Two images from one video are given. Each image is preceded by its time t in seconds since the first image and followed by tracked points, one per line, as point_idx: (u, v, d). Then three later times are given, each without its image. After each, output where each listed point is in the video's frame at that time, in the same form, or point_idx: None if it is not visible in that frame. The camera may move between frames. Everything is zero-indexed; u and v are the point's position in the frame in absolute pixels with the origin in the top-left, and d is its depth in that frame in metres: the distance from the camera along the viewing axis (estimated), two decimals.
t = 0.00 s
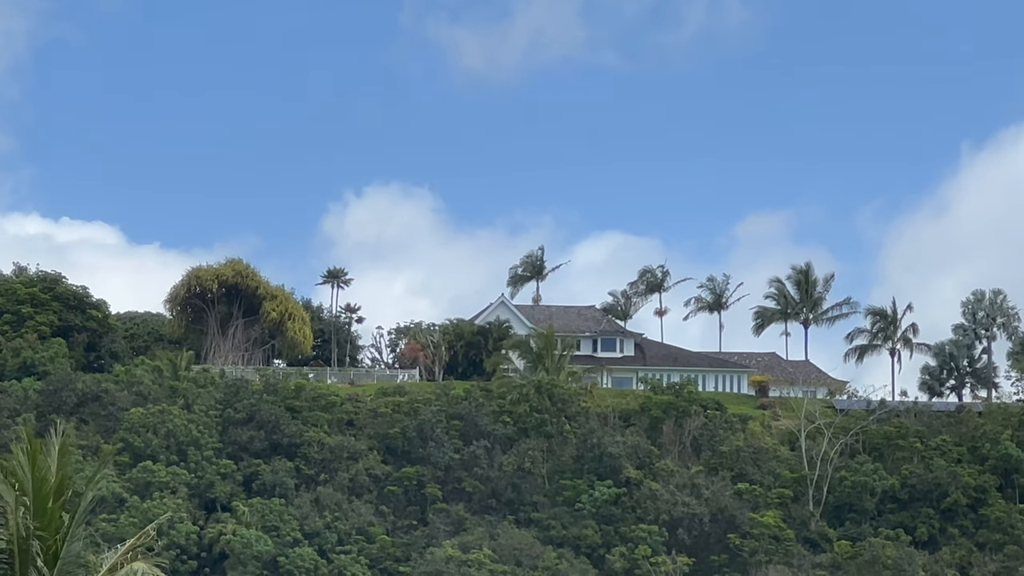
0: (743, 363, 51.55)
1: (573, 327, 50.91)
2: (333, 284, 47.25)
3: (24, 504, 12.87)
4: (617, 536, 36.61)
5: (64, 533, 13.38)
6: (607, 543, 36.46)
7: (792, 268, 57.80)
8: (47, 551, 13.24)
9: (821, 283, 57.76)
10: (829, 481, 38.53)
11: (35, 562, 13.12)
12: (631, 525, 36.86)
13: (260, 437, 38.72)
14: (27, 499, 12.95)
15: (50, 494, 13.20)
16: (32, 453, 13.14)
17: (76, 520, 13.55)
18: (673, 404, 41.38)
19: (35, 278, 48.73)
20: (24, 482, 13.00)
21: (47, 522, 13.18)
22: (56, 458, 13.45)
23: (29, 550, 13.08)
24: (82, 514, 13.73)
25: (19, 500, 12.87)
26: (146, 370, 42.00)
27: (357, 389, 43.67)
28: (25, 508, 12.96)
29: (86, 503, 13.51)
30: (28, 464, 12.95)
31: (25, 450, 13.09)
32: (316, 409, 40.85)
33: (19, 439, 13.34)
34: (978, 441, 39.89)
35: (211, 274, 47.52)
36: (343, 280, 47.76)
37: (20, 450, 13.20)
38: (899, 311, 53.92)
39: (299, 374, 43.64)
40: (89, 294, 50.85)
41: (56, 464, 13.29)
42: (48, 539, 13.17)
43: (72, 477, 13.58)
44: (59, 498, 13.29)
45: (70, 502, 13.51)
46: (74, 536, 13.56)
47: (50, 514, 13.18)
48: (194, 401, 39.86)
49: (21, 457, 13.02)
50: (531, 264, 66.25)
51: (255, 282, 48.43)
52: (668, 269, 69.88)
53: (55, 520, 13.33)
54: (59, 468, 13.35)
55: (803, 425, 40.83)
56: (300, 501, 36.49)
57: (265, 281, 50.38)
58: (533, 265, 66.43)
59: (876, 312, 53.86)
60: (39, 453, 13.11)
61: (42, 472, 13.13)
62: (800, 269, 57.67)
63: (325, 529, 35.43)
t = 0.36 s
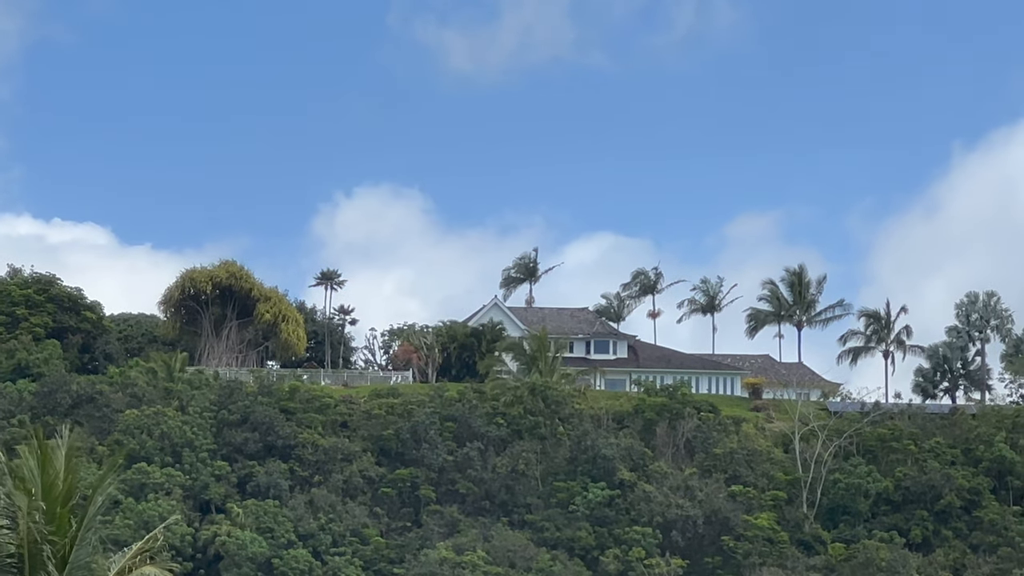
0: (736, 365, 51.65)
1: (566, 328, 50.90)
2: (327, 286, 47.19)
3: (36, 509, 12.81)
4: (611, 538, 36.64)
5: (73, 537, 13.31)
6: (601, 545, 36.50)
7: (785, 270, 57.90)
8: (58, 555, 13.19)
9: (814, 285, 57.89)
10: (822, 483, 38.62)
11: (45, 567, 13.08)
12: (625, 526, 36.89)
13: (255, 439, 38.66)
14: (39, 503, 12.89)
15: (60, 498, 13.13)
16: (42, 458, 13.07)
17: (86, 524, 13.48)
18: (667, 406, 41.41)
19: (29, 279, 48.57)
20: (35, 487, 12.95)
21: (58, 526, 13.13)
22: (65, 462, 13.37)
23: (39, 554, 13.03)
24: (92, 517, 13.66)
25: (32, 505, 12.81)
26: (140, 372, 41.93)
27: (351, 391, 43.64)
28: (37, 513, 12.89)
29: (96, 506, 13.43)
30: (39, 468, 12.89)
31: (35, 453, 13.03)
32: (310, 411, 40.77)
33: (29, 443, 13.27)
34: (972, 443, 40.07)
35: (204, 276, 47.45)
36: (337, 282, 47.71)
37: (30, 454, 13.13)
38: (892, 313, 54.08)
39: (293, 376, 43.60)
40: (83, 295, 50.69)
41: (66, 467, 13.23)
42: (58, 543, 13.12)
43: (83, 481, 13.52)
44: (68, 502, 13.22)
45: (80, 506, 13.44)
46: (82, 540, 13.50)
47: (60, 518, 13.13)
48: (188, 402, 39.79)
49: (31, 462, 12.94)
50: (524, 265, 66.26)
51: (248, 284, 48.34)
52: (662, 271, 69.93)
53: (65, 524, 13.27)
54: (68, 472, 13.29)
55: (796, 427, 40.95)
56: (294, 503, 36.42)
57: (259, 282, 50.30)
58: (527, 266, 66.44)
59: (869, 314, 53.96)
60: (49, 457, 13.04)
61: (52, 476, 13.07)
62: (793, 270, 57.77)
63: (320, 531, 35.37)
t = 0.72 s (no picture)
0: (725, 364, 51.78)
1: (555, 328, 50.85)
2: (317, 285, 47.12)
3: (40, 511, 12.73)
4: (601, 536, 36.68)
5: (77, 538, 13.23)
6: (590, 544, 36.53)
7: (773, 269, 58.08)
8: (63, 556, 13.12)
9: (803, 284, 58.06)
10: (812, 482, 38.76)
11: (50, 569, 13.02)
12: (614, 525, 36.94)
13: (245, 438, 38.57)
14: (44, 504, 12.81)
15: (63, 500, 13.04)
16: (45, 460, 12.96)
17: (90, 525, 13.38)
18: (656, 404, 41.41)
19: (18, 278, 48.28)
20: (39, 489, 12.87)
21: (62, 528, 13.05)
22: (69, 463, 13.27)
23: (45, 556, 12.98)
24: (96, 518, 13.55)
25: (37, 507, 12.74)
26: (130, 371, 41.79)
27: (340, 390, 43.56)
28: (43, 515, 12.81)
29: (99, 508, 13.31)
30: (42, 471, 12.80)
31: (39, 455, 12.95)
32: (299, 410, 40.69)
33: (32, 445, 13.18)
34: (961, 443, 40.32)
35: (194, 275, 47.32)
36: (327, 281, 47.60)
37: (34, 455, 13.04)
38: (880, 312, 54.31)
39: (282, 375, 43.51)
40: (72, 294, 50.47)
41: (68, 469, 13.15)
42: (63, 545, 13.04)
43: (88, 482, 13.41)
44: (72, 504, 13.12)
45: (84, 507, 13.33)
46: (87, 541, 13.41)
47: (64, 519, 13.05)
48: (178, 401, 39.67)
49: (34, 464, 12.85)
50: (513, 265, 66.28)
51: (238, 282, 48.19)
52: (650, 271, 70.02)
53: (70, 525, 13.19)
54: (72, 474, 13.22)
55: (786, 426, 41.16)
56: (283, 502, 36.36)
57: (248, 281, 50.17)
58: (515, 265, 66.44)
59: (857, 312, 54.21)
60: (52, 459, 12.93)
61: (56, 478, 13.00)
62: (782, 269, 57.96)
63: (310, 530, 35.34)
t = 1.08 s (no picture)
0: (713, 360, 51.95)
1: (542, 323, 50.70)
2: (305, 281, 47.00)
3: (42, 510, 12.65)
4: (589, 532, 36.71)
5: (82, 536, 13.12)
6: (579, 539, 36.54)
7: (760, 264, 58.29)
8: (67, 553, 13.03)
9: (790, 279, 58.31)
10: (800, 477, 38.93)
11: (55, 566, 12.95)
12: (602, 521, 37.02)
13: (234, 434, 38.49)
14: (48, 502, 12.72)
15: (67, 498, 12.95)
16: (47, 459, 12.84)
17: (95, 523, 13.26)
18: (644, 400, 41.56)
19: (6, 274, 47.90)
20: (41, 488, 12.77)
21: (67, 525, 12.95)
22: (72, 461, 13.13)
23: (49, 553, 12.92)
24: (102, 515, 13.42)
25: (40, 506, 12.66)
26: (118, 367, 41.59)
27: (329, 386, 43.50)
28: (46, 513, 12.74)
29: (103, 506, 13.16)
30: (44, 470, 12.70)
31: (41, 453, 12.84)
32: (288, 406, 40.57)
33: (35, 444, 13.08)
34: (948, 438, 40.61)
35: (182, 271, 47.15)
36: (315, 277, 47.43)
37: (37, 454, 12.95)
38: (867, 307, 54.51)
39: (271, 371, 43.40)
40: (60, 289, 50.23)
41: (72, 466, 13.05)
42: (67, 543, 12.94)
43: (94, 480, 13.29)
44: (76, 502, 13.02)
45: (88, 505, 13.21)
46: (90, 539, 13.31)
47: (68, 518, 12.94)
48: (167, 397, 39.51)
49: (36, 462, 12.75)
50: (500, 260, 66.30)
51: (226, 278, 48.03)
52: (637, 266, 70.11)
53: (75, 523, 13.08)
54: (75, 472, 13.11)
55: (774, 422, 41.42)
56: (272, 498, 36.34)
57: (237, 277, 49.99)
58: (502, 261, 66.43)
59: (845, 308, 54.35)
60: (54, 457, 12.81)
61: (59, 476, 12.90)
62: (769, 265, 58.18)
63: (299, 525, 35.32)
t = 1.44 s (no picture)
0: (703, 352, 51.98)
1: (533, 315, 50.73)
2: (296, 274, 46.76)
3: (47, 505, 12.44)
4: (581, 524, 36.75)
5: (86, 530, 12.92)
6: (571, 531, 36.60)
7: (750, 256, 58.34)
8: (71, 548, 12.84)
9: (780, 271, 58.40)
10: (791, 469, 39.09)
11: (60, 561, 12.75)
12: (594, 513, 37.08)
13: (225, 426, 38.40)
14: (52, 497, 12.50)
15: (71, 493, 12.74)
16: (50, 453, 12.62)
17: (99, 517, 13.05)
18: (635, 392, 41.54)
19: None
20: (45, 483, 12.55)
21: (71, 520, 12.76)
22: (75, 455, 12.92)
23: (54, 548, 12.72)
24: (105, 509, 13.21)
25: (44, 501, 12.45)
26: (110, 360, 41.44)
27: (319, 378, 43.42)
28: (50, 508, 12.54)
29: (107, 500, 12.95)
30: (47, 464, 12.48)
31: (44, 447, 12.61)
32: (279, 399, 40.51)
33: (37, 438, 12.85)
34: (939, 430, 40.79)
35: (173, 264, 46.93)
36: (305, 269, 47.21)
37: (40, 449, 12.73)
38: (857, 299, 54.61)
39: (262, 363, 43.31)
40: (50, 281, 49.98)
41: (75, 460, 12.82)
42: (72, 538, 12.73)
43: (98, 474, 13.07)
44: (81, 497, 12.81)
45: (92, 499, 13.00)
46: (94, 533, 13.10)
47: (72, 512, 12.72)
48: (158, 389, 39.42)
49: (39, 457, 12.53)
50: (491, 252, 66.21)
51: (216, 271, 47.82)
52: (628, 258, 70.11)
53: (79, 517, 12.87)
54: (78, 466, 12.89)
55: (765, 413, 41.54)
56: (264, 490, 36.29)
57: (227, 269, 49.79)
58: (493, 253, 66.36)
59: (836, 300, 54.48)
60: (57, 451, 12.60)
61: (62, 470, 12.68)
62: (760, 257, 58.32)
63: (290, 518, 35.32)
